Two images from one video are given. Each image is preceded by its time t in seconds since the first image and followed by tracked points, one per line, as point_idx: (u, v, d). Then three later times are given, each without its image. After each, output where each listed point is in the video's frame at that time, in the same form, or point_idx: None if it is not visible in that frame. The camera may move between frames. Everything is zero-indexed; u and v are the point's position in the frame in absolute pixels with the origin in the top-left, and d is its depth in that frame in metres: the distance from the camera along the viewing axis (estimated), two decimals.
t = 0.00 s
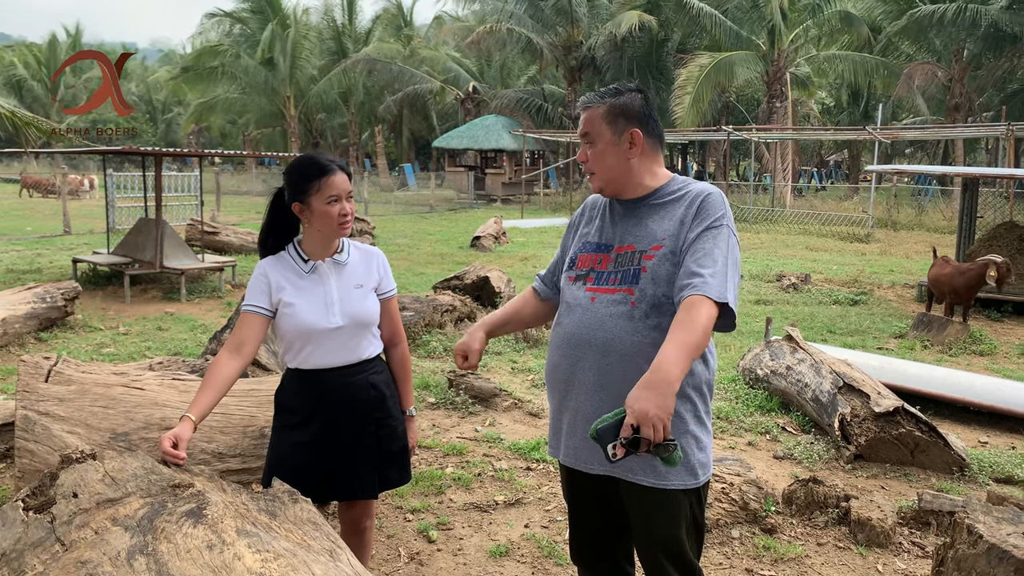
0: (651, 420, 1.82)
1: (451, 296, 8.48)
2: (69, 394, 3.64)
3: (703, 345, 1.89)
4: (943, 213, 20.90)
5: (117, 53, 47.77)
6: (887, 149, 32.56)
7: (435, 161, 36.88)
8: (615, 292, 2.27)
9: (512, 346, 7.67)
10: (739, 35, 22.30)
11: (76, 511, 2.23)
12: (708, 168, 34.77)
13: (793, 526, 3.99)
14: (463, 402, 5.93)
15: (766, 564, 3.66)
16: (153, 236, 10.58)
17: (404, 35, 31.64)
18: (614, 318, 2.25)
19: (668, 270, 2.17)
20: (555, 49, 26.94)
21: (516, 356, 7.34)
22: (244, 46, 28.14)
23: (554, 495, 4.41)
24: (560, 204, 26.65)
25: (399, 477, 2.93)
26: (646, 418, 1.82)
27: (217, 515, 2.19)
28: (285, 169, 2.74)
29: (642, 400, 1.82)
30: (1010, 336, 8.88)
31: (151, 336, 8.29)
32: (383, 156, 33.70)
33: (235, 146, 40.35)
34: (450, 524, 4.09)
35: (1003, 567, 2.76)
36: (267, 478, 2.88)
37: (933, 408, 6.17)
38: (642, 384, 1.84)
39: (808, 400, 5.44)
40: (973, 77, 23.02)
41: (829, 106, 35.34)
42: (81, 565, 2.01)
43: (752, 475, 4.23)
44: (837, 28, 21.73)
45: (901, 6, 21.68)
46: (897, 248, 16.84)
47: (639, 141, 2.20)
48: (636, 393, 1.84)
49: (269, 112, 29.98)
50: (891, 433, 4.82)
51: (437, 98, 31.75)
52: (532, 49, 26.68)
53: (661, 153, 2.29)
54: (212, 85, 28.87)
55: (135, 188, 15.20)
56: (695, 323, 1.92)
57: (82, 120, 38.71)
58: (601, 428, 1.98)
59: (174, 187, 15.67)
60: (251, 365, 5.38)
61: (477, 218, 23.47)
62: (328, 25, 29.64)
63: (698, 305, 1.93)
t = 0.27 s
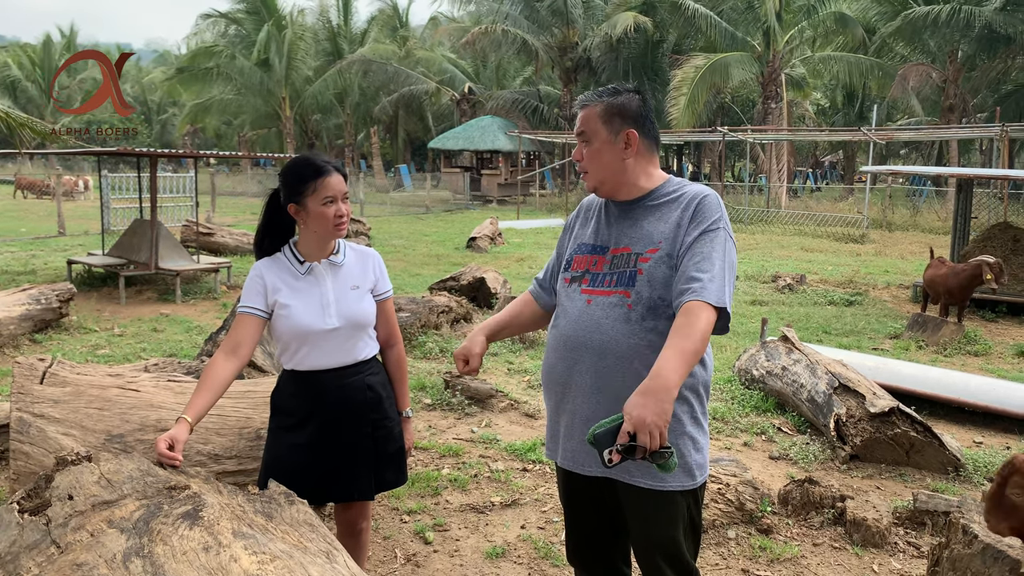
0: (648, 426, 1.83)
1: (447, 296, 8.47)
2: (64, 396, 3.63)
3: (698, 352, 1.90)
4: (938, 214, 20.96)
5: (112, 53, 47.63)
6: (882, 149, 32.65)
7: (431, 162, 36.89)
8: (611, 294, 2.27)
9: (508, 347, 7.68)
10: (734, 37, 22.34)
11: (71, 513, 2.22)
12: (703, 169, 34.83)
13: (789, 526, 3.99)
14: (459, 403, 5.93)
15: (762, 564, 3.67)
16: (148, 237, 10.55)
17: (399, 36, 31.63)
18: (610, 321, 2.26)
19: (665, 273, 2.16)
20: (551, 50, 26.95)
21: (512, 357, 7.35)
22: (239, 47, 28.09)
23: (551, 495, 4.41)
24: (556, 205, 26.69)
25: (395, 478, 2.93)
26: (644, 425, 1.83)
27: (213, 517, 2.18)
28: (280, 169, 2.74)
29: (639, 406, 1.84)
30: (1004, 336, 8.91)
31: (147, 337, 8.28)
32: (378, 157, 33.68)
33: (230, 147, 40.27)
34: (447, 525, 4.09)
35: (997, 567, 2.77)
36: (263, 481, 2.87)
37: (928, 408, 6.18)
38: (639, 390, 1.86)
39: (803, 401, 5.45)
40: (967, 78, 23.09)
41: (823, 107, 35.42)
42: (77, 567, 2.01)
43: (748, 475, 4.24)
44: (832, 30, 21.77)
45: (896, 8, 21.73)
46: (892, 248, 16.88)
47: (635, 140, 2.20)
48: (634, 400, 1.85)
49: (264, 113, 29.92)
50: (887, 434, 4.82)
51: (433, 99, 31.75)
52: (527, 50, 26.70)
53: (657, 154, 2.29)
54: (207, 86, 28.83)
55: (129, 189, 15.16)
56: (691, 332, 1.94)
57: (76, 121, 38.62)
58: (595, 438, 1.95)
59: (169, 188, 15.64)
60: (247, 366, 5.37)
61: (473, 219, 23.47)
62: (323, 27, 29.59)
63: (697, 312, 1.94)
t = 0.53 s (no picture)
0: (653, 422, 1.82)
1: (444, 296, 8.47)
2: (60, 396, 3.62)
3: (704, 354, 1.92)
4: (934, 214, 21.01)
5: (108, 52, 47.52)
6: (879, 149, 32.70)
7: (429, 161, 36.89)
8: (607, 293, 2.27)
9: (505, 347, 7.68)
10: (731, 36, 22.35)
11: (67, 513, 2.21)
12: (701, 169, 34.85)
13: (786, 526, 4.00)
14: (456, 403, 5.93)
15: (759, 563, 3.67)
16: (144, 237, 10.53)
17: (397, 36, 31.62)
18: (607, 320, 2.25)
19: (665, 274, 2.16)
20: (548, 49, 26.96)
21: (509, 357, 7.34)
22: (237, 47, 28.05)
23: (548, 495, 4.41)
24: (554, 204, 26.70)
25: (392, 478, 2.92)
26: (650, 420, 1.82)
27: (210, 517, 2.18)
28: (277, 168, 2.73)
29: (647, 400, 1.83)
30: (1001, 336, 8.93)
31: (143, 337, 8.26)
32: (376, 156, 33.65)
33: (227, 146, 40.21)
34: (444, 524, 4.08)
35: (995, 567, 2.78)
36: (259, 481, 2.86)
37: (925, 408, 6.19)
38: (646, 386, 1.86)
39: (801, 400, 5.46)
40: (964, 78, 23.12)
41: (820, 107, 35.47)
42: (74, 569, 2.00)
43: (745, 475, 4.24)
44: (829, 29, 21.78)
45: (892, 8, 21.75)
46: (889, 248, 16.92)
47: (635, 139, 2.20)
48: (640, 394, 1.84)
49: (262, 112, 29.89)
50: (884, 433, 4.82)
51: (431, 98, 31.75)
52: (524, 50, 26.71)
53: (656, 154, 2.29)
54: (204, 86, 28.78)
55: (126, 188, 15.13)
56: (696, 337, 1.95)
57: (73, 120, 38.57)
58: (603, 422, 1.82)
59: (166, 188, 15.62)
60: (244, 366, 5.37)
61: (471, 219, 23.49)
62: (321, 26, 29.51)
63: (712, 317, 1.97)
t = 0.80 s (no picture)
0: (656, 427, 1.84)
1: (444, 295, 8.46)
2: (59, 394, 3.62)
3: (707, 358, 1.94)
4: (934, 213, 21.00)
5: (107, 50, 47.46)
6: (879, 148, 32.67)
7: (429, 160, 36.88)
8: (608, 292, 2.27)
9: (505, 345, 7.67)
10: (731, 35, 22.34)
11: (66, 511, 2.21)
12: (700, 167, 34.82)
13: (786, 525, 3.99)
14: (456, 402, 5.93)
15: (759, 562, 3.66)
16: (144, 236, 10.52)
17: (397, 34, 31.59)
18: (607, 319, 2.25)
19: (667, 274, 2.16)
20: (548, 48, 26.97)
21: (509, 356, 7.34)
22: (236, 45, 28.00)
23: (547, 494, 4.41)
24: (553, 203, 26.71)
25: (392, 477, 2.92)
26: (653, 426, 1.84)
27: (209, 515, 2.17)
28: (276, 167, 2.73)
29: (650, 405, 1.85)
30: (1001, 335, 8.94)
31: (143, 335, 8.26)
32: (375, 155, 33.60)
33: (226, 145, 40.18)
34: (444, 523, 4.08)
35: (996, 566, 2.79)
36: (259, 479, 2.86)
37: (925, 406, 6.18)
38: (649, 389, 1.88)
39: (800, 399, 5.47)
40: (964, 76, 23.09)
41: (820, 106, 35.46)
42: (73, 567, 2.00)
43: (745, 474, 4.23)
44: (829, 27, 21.74)
45: (892, 6, 21.71)
46: (889, 247, 16.92)
47: (635, 137, 2.19)
48: (643, 398, 1.86)
49: (261, 111, 29.86)
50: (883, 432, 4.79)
51: (430, 96, 31.73)
52: (523, 48, 26.68)
53: (657, 153, 2.29)
54: (203, 84, 28.76)
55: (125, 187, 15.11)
56: (698, 342, 1.96)
57: (72, 119, 38.53)
58: (608, 429, 1.85)
59: (165, 186, 15.61)
60: (243, 365, 5.36)
61: (470, 217, 23.46)
62: (320, 24, 29.42)
63: (716, 321, 1.99)
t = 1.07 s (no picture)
0: (664, 418, 1.83)
1: (445, 293, 8.46)
2: (62, 392, 3.62)
3: (712, 353, 1.94)
4: (936, 210, 20.99)
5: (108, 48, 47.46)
6: (881, 145, 32.64)
7: (429, 158, 36.89)
8: (610, 289, 2.26)
9: (507, 343, 7.68)
10: (732, 32, 22.32)
11: (69, 510, 2.21)
12: (702, 165, 34.80)
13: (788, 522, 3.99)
14: (457, 399, 5.93)
15: (760, 560, 3.67)
16: (145, 234, 10.53)
17: (397, 32, 31.59)
18: (609, 315, 2.25)
19: (669, 271, 2.16)
20: (549, 45, 27.03)
21: (511, 353, 7.35)
22: (237, 43, 27.98)
23: (548, 491, 4.42)
24: (555, 201, 26.72)
25: (393, 475, 2.92)
26: (661, 417, 1.83)
27: (212, 513, 2.18)
28: (278, 165, 2.73)
29: (658, 395, 1.83)
30: (1003, 332, 8.93)
31: (144, 334, 8.27)
32: (376, 153, 33.61)
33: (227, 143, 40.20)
34: (445, 521, 4.08)
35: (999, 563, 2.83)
36: (261, 477, 2.87)
37: (927, 404, 6.17)
38: (656, 380, 1.87)
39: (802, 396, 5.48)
40: (966, 73, 23.08)
41: (821, 103, 35.42)
42: (75, 565, 2.00)
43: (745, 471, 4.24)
44: (831, 24, 21.73)
45: (894, 3, 21.68)
46: (890, 244, 16.91)
47: (638, 134, 2.19)
48: (651, 389, 1.85)
49: (262, 109, 29.86)
50: (885, 429, 4.79)
51: (431, 94, 31.74)
52: (525, 46, 26.71)
53: (660, 151, 2.28)
54: (204, 82, 28.78)
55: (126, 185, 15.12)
56: (703, 337, 1.96)
57: (74, 118, 38.55)
58: (615, 416, 1.81)
59: (166, 184, 15.61)
60: (245, 362, 5.37)
61: (471, 215, 23.48)
62: (321, 22, 29.37)
63: (720, 317, 1.99)
